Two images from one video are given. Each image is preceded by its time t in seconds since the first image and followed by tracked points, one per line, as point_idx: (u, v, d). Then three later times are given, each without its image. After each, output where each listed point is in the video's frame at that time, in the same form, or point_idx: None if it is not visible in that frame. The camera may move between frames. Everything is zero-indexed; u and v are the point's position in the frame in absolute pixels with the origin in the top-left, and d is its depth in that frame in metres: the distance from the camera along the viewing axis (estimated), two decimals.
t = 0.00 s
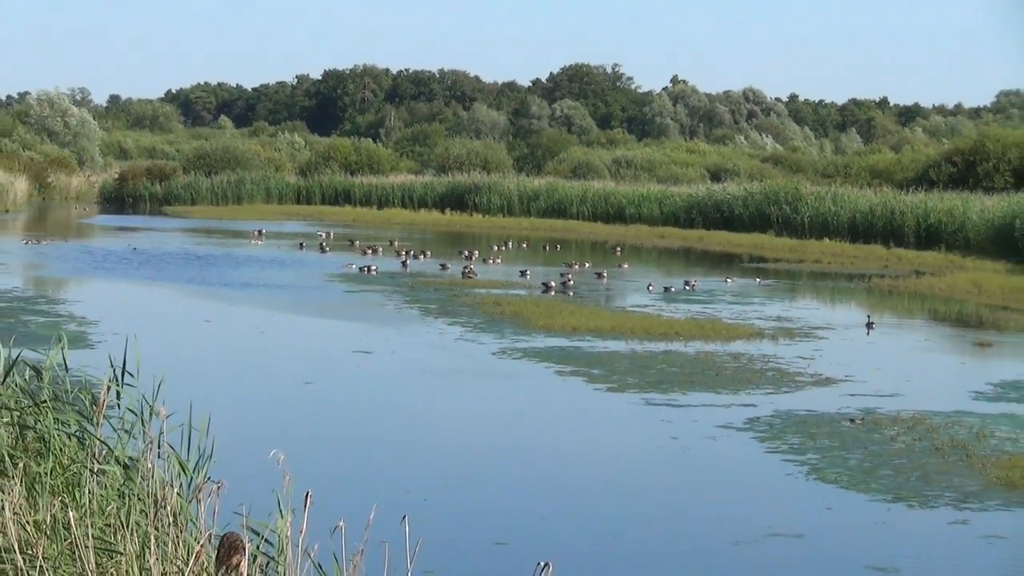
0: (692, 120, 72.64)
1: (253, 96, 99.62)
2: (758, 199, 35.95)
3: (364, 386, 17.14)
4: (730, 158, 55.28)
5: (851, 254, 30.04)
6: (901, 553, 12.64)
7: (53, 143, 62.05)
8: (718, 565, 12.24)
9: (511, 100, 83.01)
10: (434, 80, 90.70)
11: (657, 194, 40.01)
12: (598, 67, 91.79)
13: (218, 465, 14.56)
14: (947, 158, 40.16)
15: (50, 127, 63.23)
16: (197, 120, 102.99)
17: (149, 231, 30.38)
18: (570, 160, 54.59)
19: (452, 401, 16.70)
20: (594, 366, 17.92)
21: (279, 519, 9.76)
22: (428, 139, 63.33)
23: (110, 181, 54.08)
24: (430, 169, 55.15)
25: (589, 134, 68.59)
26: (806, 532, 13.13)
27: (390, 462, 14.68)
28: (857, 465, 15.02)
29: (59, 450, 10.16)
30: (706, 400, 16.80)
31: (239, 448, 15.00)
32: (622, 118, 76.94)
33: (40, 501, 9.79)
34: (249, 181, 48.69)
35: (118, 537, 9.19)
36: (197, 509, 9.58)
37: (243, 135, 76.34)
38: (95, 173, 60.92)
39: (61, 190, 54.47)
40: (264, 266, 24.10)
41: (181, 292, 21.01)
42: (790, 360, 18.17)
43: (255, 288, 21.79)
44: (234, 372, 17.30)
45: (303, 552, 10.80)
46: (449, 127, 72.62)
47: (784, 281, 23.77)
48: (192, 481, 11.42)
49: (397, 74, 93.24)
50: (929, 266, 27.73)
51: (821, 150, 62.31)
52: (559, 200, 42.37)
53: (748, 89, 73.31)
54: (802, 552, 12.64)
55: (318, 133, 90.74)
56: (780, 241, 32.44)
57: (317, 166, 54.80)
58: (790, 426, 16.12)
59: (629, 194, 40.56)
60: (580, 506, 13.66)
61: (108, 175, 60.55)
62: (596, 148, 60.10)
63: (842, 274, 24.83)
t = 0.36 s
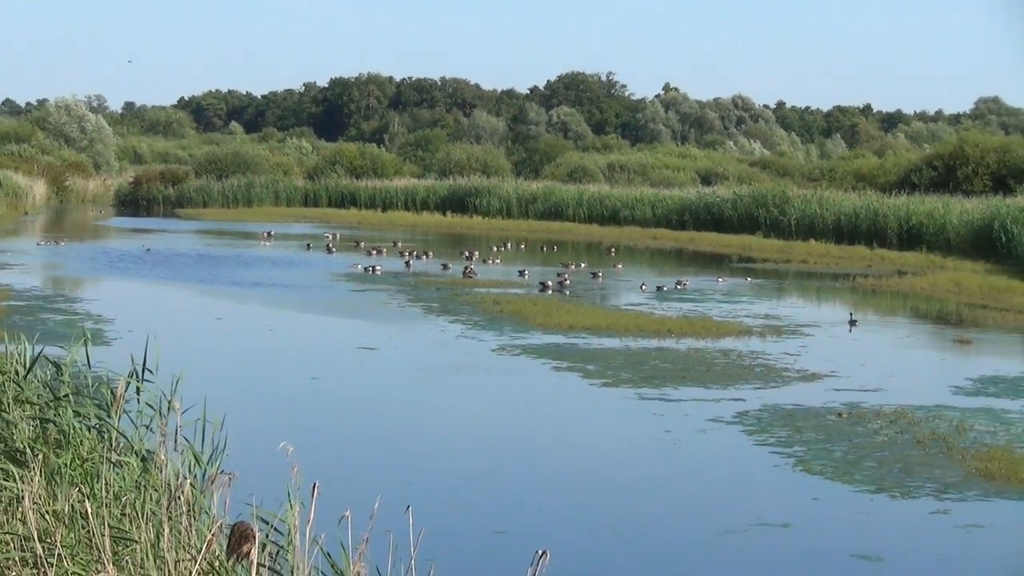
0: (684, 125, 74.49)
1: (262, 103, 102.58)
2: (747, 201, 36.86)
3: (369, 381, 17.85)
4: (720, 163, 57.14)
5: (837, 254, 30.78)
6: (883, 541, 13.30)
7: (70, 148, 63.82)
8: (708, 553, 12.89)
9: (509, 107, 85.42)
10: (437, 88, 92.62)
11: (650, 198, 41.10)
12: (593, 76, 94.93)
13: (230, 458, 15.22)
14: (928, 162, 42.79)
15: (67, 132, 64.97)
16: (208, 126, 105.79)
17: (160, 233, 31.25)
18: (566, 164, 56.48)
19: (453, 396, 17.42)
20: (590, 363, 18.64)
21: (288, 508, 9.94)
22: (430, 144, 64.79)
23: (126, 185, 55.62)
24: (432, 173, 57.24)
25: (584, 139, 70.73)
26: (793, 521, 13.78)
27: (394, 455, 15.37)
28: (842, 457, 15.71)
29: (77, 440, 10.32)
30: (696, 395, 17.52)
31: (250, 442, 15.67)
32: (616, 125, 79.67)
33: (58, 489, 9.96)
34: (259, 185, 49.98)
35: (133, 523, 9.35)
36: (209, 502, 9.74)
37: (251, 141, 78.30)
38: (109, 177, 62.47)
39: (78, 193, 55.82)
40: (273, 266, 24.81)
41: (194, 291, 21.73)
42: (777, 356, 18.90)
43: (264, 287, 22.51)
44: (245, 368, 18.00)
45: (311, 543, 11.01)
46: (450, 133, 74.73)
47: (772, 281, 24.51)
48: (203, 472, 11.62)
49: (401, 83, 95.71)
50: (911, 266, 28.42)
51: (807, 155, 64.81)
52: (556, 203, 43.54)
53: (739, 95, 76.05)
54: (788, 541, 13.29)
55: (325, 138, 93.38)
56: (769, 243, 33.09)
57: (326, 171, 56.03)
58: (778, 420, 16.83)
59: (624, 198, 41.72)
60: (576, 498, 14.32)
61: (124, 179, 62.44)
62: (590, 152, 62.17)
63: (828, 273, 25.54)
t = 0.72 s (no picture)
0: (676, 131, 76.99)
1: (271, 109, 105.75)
2: (736, 204, 37.91)
3: (375, 377, 18.59)
4: (711, 167, 59.08)
5: (823, 255, 31.55)
6: (866, 530, 14.01)
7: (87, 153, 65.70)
8: (697, 541, 13.62)
9: (508, 114, 87.95)
10: (438, 96, 94.63)
11: (644, 201, 42.25)
12: (590, 84, 97.63)
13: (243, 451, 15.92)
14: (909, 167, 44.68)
15: (84, 138, 66.87)
16: (219, 131, 108.91)
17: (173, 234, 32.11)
18: (563, 168, 58.37)
19: (455, 391, 18.16)
20: (587, 359, 19.40)
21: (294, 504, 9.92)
22: (433, 149, 66.50)
23: (141, 189, 57.27)
24: (434, 177, 58.96)
25: (581, 144, 73.17)
26: (781, 511, 14.51)
27: (398, 448, 16.10)
28: (828, 450, 16.45)
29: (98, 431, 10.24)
30: (688, 390, 18.28)
31: (261, 435, 16.38)
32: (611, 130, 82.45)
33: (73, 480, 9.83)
34: (269, 189, 51.80)
35: (149, 515, 9.27)
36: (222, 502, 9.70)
37: (261, 146, 80.44)
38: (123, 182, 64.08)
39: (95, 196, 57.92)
40: (281, 266, 25.56)
41: (206, 290, 22.50)
42: (766, 353, 19.67)
43: (272, 287, 23.26)
44: (256, 364, 18.74)
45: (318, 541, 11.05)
46: (451, 138, 77.01)
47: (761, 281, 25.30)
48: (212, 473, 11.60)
49: (404, 91, 98.52)
50: (894, 266, 29.17)
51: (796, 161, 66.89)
52: (554, 205, 44.80)
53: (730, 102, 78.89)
54: (774, 529, 14.01)
55: (331, 143, 96.08)
56: (758, 244, 33.82)
57: (332, 173, 58.18)
58: (767, 414, 17.57)
59: (620, 201, 42.94)
60: (572, 490, 15.04)
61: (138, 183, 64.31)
62: (586, 158, 64.09)
63: (815, 274, 26.30)
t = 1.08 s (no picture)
0: (670, 137, 81.74)
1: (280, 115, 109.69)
2: (726, 208, 39.13)
3: (379, 373, 19.36)
4: (701, 172, 61.50)
5: (810, 256, 32.32)
6: (851, 521, 14.68)
7: (103, 159, 68.18)
8: (688, 530, 14.33)
9: (508, 121, 91.17)
10: (441, 102, 97.86)
11: (638, 203, 43.50)
12: (586, 92, 101.68)
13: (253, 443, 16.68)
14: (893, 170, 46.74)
15: (100, 142, 69.81)
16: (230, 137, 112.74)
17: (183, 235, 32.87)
18: (560, 172, 60.70)
19: (456, 386, 18.94)
20: (583, 356, 20.17)
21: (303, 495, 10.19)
22: (435, 154, 68.90)
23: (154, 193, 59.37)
24: (437, 180, 61.32)
25: (576, 150, 76.30)
26: (768, 501, 15.24)
27: (401, 441, 16.86)
28: (814, 443, 17.20)
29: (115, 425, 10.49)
30: (680, 384, 19.04)
31: (271, 427, 17.15)
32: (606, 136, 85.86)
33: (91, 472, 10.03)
34: (278, 192, 53.89)
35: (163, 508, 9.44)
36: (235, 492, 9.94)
37: (269, 151, 83.01)
38: (137, 185, 66.29)
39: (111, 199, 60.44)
40: (288, 266, 26.33)
41: (218, 289, 23.32)
42: (755, 349, 20.45)
43: (280, 286, 24.04)
44: (264, 360, 19.51)
45: (326, 528, 11.50)
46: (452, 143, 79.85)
47: (750, 280, 26.13)
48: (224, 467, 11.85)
49: (407, 98, 102.47)
50: (878, 266, 29.91)
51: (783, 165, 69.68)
52: (552, 208, 46.25)
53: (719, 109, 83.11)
54: (761, 519, 14.72)
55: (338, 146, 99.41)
56: (748, 245, 34.57)
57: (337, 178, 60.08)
58: (757, 409, 18.31)
59: (615, 204, 44.28)
60: (568, 481, 15.77)
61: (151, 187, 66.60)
62: (583, 162, 66.37)
63: (802, 273, 27.09)
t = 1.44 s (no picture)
0: (664, 142, 85.37)
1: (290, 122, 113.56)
2: (718, 210, 40.42)
3: (385, 369, 20.14)
4: (693, 176, 63.80)
5: (798, 257, 32.74)
6: (837, 512, 15.38)
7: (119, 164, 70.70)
8: (680, 519, 15.02)
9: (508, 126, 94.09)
10: (444, 109, 101.81)
11: (633, 206, 44.82)
12: (584, 100, 105.52)
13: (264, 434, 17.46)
14: (879, 174, 48.20)
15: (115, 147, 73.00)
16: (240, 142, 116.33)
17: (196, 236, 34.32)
18: (557, 175, 63.12)
19: (458, 381, 19.71)
20: (581, 353, 20.96)
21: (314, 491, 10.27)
22: (438, 159, 71.13)
23: (168, 197, 61.36)
24: (439, 184, 63.58)
25: (573, 154, 79.34)
26: (758, 493, 15.96)
27: (406, 433, 17.62)
28: (803, 436, 17.95)
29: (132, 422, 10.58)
30: (674, 380, 19.82)
31: (281, 420, 17.94)
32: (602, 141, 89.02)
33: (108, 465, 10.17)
34: (286, 196, 55.54)
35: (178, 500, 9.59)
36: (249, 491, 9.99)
37: (278, 156, 85.57)
38: (151, 189, 68.52)
39: (127, 202, 62.16)
40: (297, 266, 27.14)
41: (229, 287, 24.15)
42: (745, 346, 21.24)
43: (289, 285, 24.85)
44: (274, 355, 20.32)
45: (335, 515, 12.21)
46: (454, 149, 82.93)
47: (741, 280, 26.97)
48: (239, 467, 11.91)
49: (410, 106, 106.00)
50: (863, 267, 30.61)
51: (771, 169, 72.43)
52: (550, 210, 47.67)
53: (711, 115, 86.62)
54: (752, 509, 15.43)
55: (344, 151, 102.53)
56: (741, 248, 35.14)
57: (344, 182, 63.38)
58: (747, 403, 19.08)
59: (611, 206, 45.57)
60: (566, 474, 16.47)
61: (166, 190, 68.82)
62: (580, 166, 68.50)
63: (791, 273, 27.92)
